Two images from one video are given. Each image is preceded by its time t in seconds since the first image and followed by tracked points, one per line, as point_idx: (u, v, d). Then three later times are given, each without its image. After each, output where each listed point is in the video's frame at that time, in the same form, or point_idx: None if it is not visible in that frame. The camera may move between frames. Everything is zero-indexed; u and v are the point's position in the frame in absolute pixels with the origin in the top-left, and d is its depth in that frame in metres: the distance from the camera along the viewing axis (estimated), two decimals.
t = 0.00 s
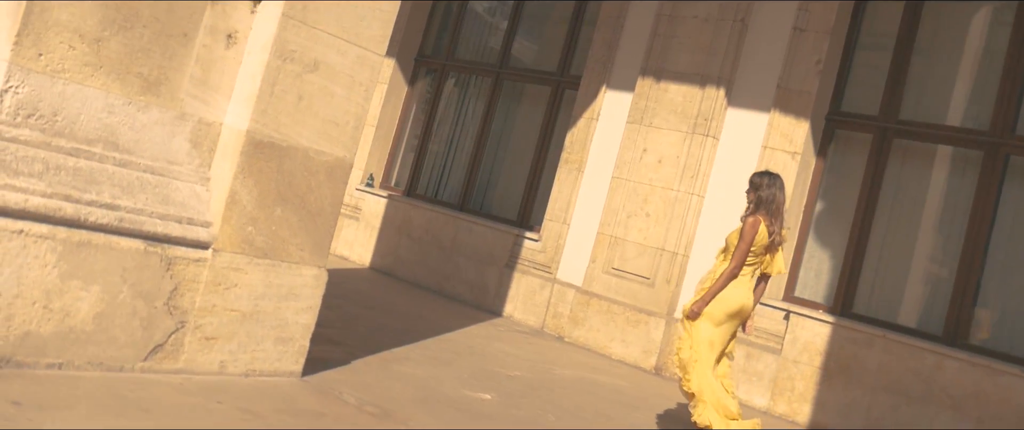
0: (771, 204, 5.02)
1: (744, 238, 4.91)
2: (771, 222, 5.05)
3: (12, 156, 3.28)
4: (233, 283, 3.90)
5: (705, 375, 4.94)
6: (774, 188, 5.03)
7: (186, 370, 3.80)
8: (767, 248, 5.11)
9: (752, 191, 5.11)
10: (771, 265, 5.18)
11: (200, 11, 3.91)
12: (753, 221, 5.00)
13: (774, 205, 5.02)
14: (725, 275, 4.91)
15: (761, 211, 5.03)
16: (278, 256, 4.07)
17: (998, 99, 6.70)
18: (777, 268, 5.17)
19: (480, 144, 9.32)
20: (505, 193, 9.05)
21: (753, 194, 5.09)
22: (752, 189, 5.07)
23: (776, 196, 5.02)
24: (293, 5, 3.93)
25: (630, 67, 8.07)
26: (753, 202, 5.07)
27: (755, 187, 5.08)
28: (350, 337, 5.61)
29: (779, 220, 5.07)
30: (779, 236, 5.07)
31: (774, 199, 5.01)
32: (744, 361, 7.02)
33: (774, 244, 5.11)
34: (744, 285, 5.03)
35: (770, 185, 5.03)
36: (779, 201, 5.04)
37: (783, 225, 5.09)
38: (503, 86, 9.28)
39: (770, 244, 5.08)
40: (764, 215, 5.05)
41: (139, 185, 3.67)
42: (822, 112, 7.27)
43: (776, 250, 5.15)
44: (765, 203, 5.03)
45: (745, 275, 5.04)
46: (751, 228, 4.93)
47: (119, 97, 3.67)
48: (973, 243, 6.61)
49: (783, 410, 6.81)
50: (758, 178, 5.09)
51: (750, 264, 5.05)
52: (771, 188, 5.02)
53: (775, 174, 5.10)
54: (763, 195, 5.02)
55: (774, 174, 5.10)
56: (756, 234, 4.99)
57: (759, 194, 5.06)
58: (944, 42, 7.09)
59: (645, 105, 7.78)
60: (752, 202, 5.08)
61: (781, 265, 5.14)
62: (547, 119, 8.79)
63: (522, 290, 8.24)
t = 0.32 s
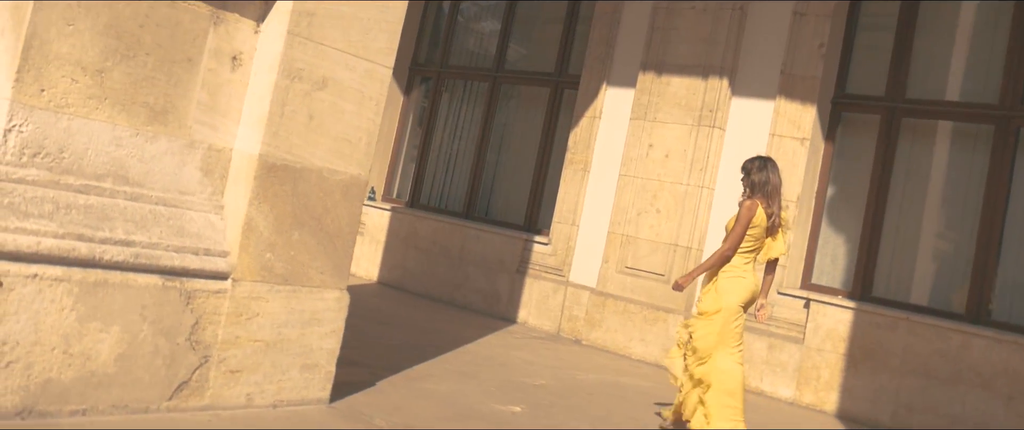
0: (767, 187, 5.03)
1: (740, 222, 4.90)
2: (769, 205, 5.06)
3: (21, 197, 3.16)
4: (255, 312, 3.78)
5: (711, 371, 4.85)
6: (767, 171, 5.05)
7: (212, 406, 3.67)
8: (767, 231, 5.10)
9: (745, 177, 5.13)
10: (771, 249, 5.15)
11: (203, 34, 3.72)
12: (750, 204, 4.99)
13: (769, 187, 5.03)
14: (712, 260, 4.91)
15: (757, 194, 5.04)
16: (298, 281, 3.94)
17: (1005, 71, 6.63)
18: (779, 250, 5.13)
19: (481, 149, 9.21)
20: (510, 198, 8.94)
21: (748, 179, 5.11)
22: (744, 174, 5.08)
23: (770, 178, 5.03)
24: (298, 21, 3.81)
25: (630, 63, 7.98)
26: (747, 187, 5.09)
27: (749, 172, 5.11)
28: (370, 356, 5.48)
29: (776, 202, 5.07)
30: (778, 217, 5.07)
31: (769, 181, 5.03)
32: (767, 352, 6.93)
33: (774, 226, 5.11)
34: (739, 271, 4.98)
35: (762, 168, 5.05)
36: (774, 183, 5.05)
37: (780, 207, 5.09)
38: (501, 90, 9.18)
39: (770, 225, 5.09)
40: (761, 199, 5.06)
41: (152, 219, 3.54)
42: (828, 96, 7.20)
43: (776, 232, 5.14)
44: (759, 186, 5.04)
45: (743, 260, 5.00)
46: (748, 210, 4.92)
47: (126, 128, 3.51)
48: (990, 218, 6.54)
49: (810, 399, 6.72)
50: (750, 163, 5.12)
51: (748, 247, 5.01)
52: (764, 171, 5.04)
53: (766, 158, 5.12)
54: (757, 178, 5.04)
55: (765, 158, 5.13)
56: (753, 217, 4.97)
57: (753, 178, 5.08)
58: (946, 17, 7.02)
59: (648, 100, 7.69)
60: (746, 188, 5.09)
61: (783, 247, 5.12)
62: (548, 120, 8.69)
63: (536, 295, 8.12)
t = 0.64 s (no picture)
0: (757, 180, 5.02)
1: (731, 217, 4.87)
2: (760, 198, 5.03)
3: (35, 238, 3.03)
4: (281, 340, 3.66)
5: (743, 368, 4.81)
6: (757, 165, 5.03)
7: None
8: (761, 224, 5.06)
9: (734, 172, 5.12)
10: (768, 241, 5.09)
11: (210, 55, 3.60)
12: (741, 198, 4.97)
13: (759, 179, 5.02)
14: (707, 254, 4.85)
15: (747, 187, 5.02)
16: (323, 304, 3.82)
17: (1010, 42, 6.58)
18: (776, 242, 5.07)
19: (484, 154, 9.11)
20: (516, 202, 8.84)
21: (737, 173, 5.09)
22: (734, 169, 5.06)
23: (760, 170, 5.02)
24: (306, 36, 3.70)
25: (630, 57, 7.89)
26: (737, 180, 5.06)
27: (738, 166, 5.08)
28: (395, 374, 5.37)
29: (768, 194, 5.06)
30: (771, 208, 5.04)
31: (758, 174, 5.02)
32: (790, 341, 6.82)
33: (768, 218, 5.07)
34: (739, 267, 4.92)
35: (751, 161, 5.04)
36: (764, 177, 5.03)
37: (772, 198, 5.07)
38: (499, 93, 9.08)
39: (763, 218, 5.05)
40: (752, 192, 5.03)
41: (170, 250, 3.41)
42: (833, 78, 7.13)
43: (772, 224, 5.10)
44: (749, 179, 5.03)
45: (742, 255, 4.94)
46: (739, 204, 4.90)
47: (137, 158, 3.37)
48: (1007, 190, 6.49)
49: (837, 386, 6.62)
50: (739, 156, 5.10)
51: (743, 242, 4.94)
52: (752, 164, 5.02)
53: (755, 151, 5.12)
54: (746, 171, 5.02)
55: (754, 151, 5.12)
56: (746, 210, 4.94)
57: (742, 173, 5.05)
58: None
59: (651, 94, 7.61)
60: (736, 182, 5.08)
61: (780, 238, 5.08)
62: (550, 121, 8.59)
63: (550, 298, 8.02)
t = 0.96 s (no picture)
0: (747, 166, 4.94)
1: (726, 204, 4.80)
2: (750, 183, 4.94)
3: (52, 273, 2.92)
4: (309, 362, 3.55)
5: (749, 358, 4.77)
6: (747, 151, 4.96)
7: None
8: (752, 212, 4.97)
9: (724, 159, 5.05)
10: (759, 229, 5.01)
11: (217, 73, 3.48)
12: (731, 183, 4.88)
13: (748, 165, 4.94)
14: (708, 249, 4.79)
15: (737, 174, 4.94)
16: (348, 322, 3.71)
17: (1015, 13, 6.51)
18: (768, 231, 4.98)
19: (487, 158, 9.02)
20: (523, 204, 8.74)
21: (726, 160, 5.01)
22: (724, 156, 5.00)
23: (749, 156, 4.94)
24: (315, 48, 3.59)
25: (630, 52, 7.81)
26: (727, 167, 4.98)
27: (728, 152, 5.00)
28: (418, 388, 5.26)
29: (758, 181, 4.97)
30: (761, 195, 4.95)
31: (748, 160, 4.94)
32: (811, 329, 6.73)
33: (759, 206, 4.98)
34: (734, 256, 4.87)
35: (741, 147, 4.97)
36: (754, 162, 4.95)
37: (763, 184, 4.98)
38: (499, 95, 8.98)
39: (754, 204, 4.96)
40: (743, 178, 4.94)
41: (191, 277, 3.30)
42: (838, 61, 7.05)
43: (763, 212, 5.01)
44: (738, 165, 4.95)
45: (736, 244, 4.89)
46: (730, 190, 4.83)
47: (151, 184, 3.26)
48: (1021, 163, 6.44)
49: (862, 371, 6.53)
50: (729, 143, 5.03)
51: (738, 230, 4.89)
52: (743, 150, 4.95)
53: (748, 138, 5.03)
54: (735, 158, 4.95)
55: (746, 138, 5.04)
56: (737, 197, 4.87)
57: (732, 159, 4.98)
58: None
59: (654, 87, 7.52)
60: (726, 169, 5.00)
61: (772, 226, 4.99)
62: (552, 120, 8.50)
63: (564, 300, 7.92)
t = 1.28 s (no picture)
0: (742, 146, 4.90)
1: (732, 186, 4.78)
2: (749, 163, 4.92)
3: (78, 311, 2.80)
4: (345, 383, 3.44)
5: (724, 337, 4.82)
6: (739, 131, 4.94)
7: None
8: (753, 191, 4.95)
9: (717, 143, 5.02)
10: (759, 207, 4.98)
11: (231, 92, 3.35)
12: (731, 167, 4.85)
13: (744, 145, 4.90)
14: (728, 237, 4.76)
15: (733, 155, 4.90)
16: (381, 340, 3.60)
17: None
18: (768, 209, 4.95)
19: (491, 161, 8.91)
20: (531, 205, 8.64)
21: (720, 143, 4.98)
22: (717, 139, 4.98)
23: (743, 136, 4.92)
24: (329, 59, 3.47)
25: (631, 45, 7.71)
26: (721, 150, 4.94)
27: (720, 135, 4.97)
28: (448, 400, 5.14)
29: (756, 159, 4.95)
30: (761, 172, 4.93)
31: (742, 139, 4.90)
32: (836, 312, 6.64)
33: (760, 184, 4.96)
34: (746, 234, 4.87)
35: (733, 128, 4.95)
36: (749, 141, 4.92)
37: (760, 162, 4.96)
38: (498, 97, 8.88)
39: (756, 183, 4.94)
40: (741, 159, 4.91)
41: (219, 305, 3.17)
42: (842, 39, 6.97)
43: (763, 190, 4.99)
44: (733, 147, 4.91)
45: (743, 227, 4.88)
46: (732, 172, 4.80)
47: (171, 211, 3.13)
48: None
49: (890, 351, 6.45)
50: (720, 127, 5.00)
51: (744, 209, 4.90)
52: (735, 131, 4.92)
53: (738, 118, 5.02)
54: (729, 139, 4.92)
55: (737, 118, 5.02)
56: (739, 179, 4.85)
57: (725, 141, 4.94)
58: None
59: (658, 78, 7.43)
60: (721, 152, 4.96)
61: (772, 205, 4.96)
62: (555, 119, 8.39)
63: (580, 300, 7.81)
